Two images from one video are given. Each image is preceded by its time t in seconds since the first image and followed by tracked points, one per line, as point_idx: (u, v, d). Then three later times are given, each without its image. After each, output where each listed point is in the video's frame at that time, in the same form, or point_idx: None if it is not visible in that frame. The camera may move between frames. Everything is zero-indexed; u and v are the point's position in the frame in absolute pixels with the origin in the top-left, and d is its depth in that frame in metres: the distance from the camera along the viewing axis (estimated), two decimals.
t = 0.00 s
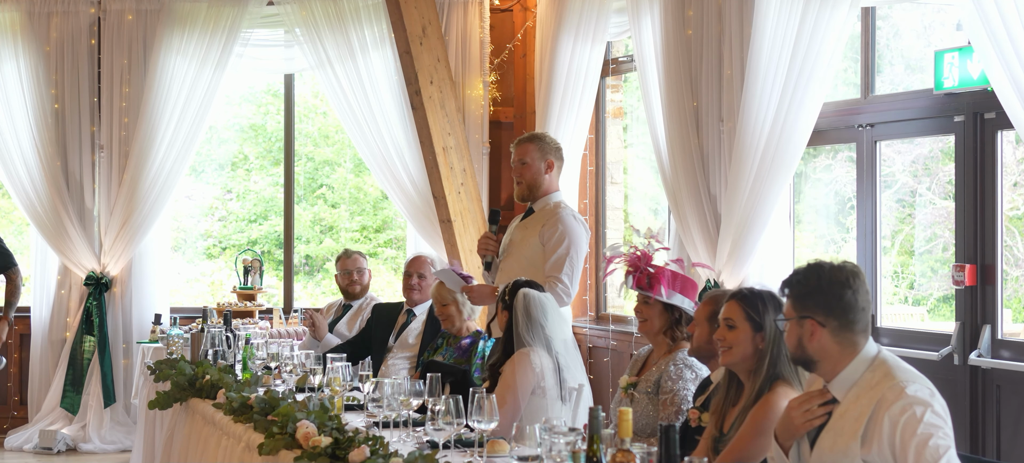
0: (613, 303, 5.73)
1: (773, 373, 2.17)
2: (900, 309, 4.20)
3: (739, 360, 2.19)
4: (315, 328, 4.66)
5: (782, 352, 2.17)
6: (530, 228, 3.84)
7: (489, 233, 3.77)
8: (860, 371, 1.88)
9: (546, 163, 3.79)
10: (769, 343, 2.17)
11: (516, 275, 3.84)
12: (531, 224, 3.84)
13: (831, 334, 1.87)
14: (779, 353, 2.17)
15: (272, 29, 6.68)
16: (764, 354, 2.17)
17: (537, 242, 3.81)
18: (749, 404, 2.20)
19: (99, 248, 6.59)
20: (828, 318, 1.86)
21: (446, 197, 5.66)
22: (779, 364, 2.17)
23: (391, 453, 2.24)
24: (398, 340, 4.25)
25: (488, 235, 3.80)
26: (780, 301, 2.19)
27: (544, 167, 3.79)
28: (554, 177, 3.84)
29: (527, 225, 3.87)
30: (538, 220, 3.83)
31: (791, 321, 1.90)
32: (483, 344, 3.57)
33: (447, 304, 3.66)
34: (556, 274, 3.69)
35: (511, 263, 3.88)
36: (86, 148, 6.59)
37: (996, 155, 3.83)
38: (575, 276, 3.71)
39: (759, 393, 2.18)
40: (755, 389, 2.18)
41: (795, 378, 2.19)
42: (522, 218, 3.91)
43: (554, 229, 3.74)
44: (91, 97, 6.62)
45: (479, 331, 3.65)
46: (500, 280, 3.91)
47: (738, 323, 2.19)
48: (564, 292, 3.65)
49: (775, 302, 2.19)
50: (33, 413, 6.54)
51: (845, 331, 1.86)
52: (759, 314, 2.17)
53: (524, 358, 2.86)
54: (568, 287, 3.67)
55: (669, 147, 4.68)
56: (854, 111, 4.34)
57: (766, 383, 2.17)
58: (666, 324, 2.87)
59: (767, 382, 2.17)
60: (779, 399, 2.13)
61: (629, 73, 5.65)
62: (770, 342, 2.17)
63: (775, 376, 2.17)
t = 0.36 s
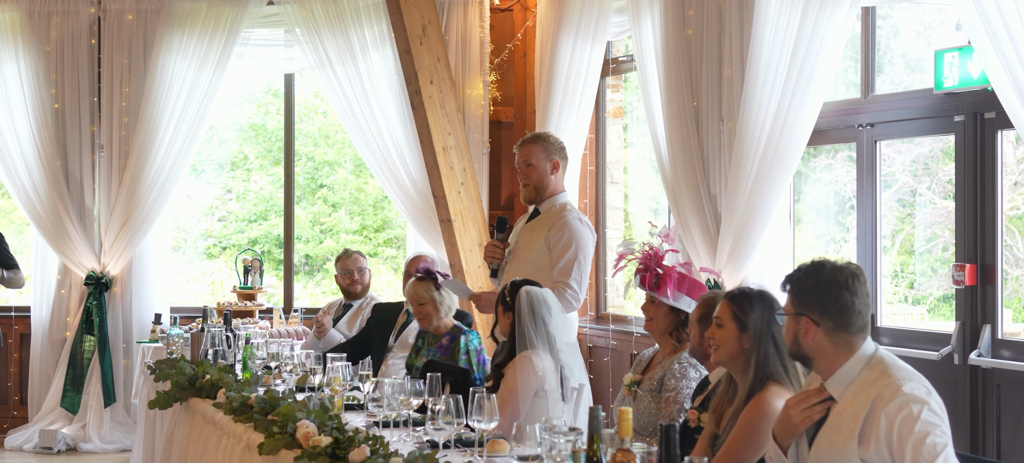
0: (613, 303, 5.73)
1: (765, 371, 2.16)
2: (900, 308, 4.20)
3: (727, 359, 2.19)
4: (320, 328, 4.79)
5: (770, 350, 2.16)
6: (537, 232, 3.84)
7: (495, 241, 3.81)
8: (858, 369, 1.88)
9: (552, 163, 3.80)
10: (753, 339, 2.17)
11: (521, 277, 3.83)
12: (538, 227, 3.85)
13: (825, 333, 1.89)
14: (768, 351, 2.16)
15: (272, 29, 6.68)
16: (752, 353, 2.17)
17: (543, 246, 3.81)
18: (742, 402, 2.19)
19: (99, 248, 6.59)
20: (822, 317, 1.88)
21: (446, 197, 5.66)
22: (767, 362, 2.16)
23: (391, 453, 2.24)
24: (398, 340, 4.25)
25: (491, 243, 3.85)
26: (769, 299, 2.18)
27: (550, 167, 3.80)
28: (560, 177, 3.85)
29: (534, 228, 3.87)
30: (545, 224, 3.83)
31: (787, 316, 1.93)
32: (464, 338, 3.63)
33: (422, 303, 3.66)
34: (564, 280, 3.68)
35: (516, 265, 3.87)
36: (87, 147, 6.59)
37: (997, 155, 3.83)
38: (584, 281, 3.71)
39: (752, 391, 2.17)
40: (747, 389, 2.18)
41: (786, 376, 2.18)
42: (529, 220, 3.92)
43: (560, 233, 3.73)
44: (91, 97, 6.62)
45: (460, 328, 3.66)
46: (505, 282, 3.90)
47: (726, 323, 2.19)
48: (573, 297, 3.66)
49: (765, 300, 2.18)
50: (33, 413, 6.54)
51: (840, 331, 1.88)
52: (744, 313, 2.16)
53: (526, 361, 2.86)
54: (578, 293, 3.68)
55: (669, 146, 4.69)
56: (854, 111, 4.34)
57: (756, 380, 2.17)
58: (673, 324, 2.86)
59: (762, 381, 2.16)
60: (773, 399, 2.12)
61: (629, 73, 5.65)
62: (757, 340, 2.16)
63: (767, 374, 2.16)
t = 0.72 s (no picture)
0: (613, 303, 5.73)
1: (747, 370, 2.18)
2: (900, 308, 4.20)
3: (712, 362, 2.26)
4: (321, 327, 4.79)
5: (747, 349, 2.18)
6: (538, 235, 3.84)
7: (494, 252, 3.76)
8: (860, 368, 1.93)
9: (553, 165, 3.80)
10: (728, 340, 2.20)
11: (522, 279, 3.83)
12: (539, 230, 3.85)
13: (840, 329, 1.92)
14: (746, 351, 2.19)
15: (272, 30, 6.69)
16: (731, 353, 2.20)
17: (544, 249, 3.81)
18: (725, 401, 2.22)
19: (99, 248, 6.59)
20: (839, 312, 1.90)
21: (446, 197, 5.65)
22: (746, 360, 2.18)
23: (391, 453, 2.24)
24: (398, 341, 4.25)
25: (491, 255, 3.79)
26: (744, 299, 2.20)
27: (551, 169, 3.81)
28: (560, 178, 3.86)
29: (535, 230, 3.87)
30: (546, 226, 3.83)
31: (800, 314, 1.94)
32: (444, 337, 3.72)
33: (412, 301, 3.69)
34: (567, 283, 3.69)
35: (517, 267, 3.87)
36: (86, 147, 6.59)
37: (997, 155, 3.83)
38: (585, 284, 3.73)
39: (733, 391, 2.19)
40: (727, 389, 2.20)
41: (768, 374, 2.18)
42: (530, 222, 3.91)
43: (562, 236, 3.73)
44: (91, 97, 6.62)
45: (439, 326, 3.75)
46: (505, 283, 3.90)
47: (705, 328, 2.26)
48: (576, 301, 3.68)
49: (741, 299, 2.21)
50: (33, 413, 6.54)
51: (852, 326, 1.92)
52: (716, 315, 2.22)
53: (525, 362, 2.85)
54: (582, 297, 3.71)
55: (669, 146, 4.68)
56: (855, 111, 4.34)
57: (735, 379, 2.19)
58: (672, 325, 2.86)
59: (745, 381, 2.18)
60: (761, 396, 2.12)
61: (629, 73, 5.65)
62: (733, 340, 2.20)
63: (750, 373, 2.18)
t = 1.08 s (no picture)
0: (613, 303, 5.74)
1: (746, 368, 2.19)
2: (901, 308, 4.19)
3: (712, 364, 2.27)
4: (322, 327, 4.84)
5: (745, 347, 2.20)
6: (538, 235, 3.84)
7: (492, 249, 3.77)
8: (875, 363, 1.91)
9: (552, 166, 3.78)
10: (725, 339, 2.22)
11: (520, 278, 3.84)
12: (538, 229, 3.85)
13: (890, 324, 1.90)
14: (744, 348, 2.20)
15: (272, 29, 6.69)
16: (728, 351, 2.22)
17: (543, 249, 3.81)
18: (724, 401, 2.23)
19: (99, 248, 6.59)
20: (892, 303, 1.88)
21: (446, 197, 5.65)
22: (744, 358, 2.20)
23: (391, 453, 2.24)
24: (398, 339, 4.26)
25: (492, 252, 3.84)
26: (737, 297, 2.23)
27: (550, 171, 3.78)
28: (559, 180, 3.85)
29: (535, 229, 3.87)
30: (545, 226, 3.84)
31: (856, 305, 1.88)
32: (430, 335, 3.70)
33: (401, 300, 3.76)
34: (563, 283, 3.68)
35: (516, 266, 3.88)
36: (86, 147, 6.59)
37: (997, 155, 3.83)
38: (583, 284, 3.72)
39: (732, 389, 2.20)
40: (727, 388, 2.21)
41: (767, 370, 2.19)
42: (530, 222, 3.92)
43: (562, 236, 3.73)
44: (91, 97, 6.62)
45: (422, 326, 3.74)
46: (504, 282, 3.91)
47: (703, 330, 2.27)
48: (571, 301, 3.66)
49: (737, 298, 2.23)
50: (33, 413, 6.54)
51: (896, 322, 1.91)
52: (713, 317, 2.24)
53: (526, 358, 2.85)
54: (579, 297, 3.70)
55: (669, 146, 4.69)
56: (855, 111, 4.34)
57: (734, 378, 2.20)
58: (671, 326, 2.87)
59: (744, 379, 2.19)
60: (760, 393, 2.13)
61: (629, 73, 5.65)
62: (730, 339, 2.22)
63: (748, 371, 2.19)
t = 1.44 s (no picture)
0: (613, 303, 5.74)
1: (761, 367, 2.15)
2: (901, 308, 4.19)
3: (722, 363, 2.18)
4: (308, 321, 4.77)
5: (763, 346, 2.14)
6: (540, 235, 3.84)
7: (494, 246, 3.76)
8: (892, 360, 1.87)
9: (555, 168, 3.79)
10: (741, 337, 2.15)
11: (521, 278, 3.83)
12: (541, 229, 3.85)
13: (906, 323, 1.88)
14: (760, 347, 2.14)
15: (272, 29, 6.69)
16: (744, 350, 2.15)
17: (544, 249, 3.81)
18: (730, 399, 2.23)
19: (99, 248, 6.59)
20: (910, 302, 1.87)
21: (446, 197, 5.65)
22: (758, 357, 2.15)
23: (391, 453, 2.24)
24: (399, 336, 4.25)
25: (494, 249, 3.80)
26: (755, 298, 2.19)
27: (553, 172, 3.79)
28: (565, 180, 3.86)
29: (537, 229, 3.87)
30: (547, 226, 3.84)
31: (878, 301, 1.85)
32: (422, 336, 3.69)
33: (390, 303, 3.76)
34: (565, 283, 3.68)
35: (516, 266, 3.88)
36: (87, 147, 6.59)
37: (997, 155, 3.83)
38: (585, 284, 3.72)
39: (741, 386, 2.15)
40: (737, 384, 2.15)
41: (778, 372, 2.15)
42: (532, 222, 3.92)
43: (563, 237, 3.74)
44: (91, 97, 6.62)
45: (414, 328, 3.75)
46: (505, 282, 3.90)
47: (715, 326, 2.19)
48: (573, 301, 3.66)
49: (757, 300, 2.19)
50: (33, 413, 6.54)
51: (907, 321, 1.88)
52: (732, 314, 2.17)
53: (533, 355, 2.87)
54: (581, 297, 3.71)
55: (669, 146, 4.68)
56: (855, 111, 4.35)
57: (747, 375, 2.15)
58: (675, 322, 2.87)
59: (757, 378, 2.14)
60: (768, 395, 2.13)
61: (629, 73, 5.65)
62: (747, 337, 2.15)
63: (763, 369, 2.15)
